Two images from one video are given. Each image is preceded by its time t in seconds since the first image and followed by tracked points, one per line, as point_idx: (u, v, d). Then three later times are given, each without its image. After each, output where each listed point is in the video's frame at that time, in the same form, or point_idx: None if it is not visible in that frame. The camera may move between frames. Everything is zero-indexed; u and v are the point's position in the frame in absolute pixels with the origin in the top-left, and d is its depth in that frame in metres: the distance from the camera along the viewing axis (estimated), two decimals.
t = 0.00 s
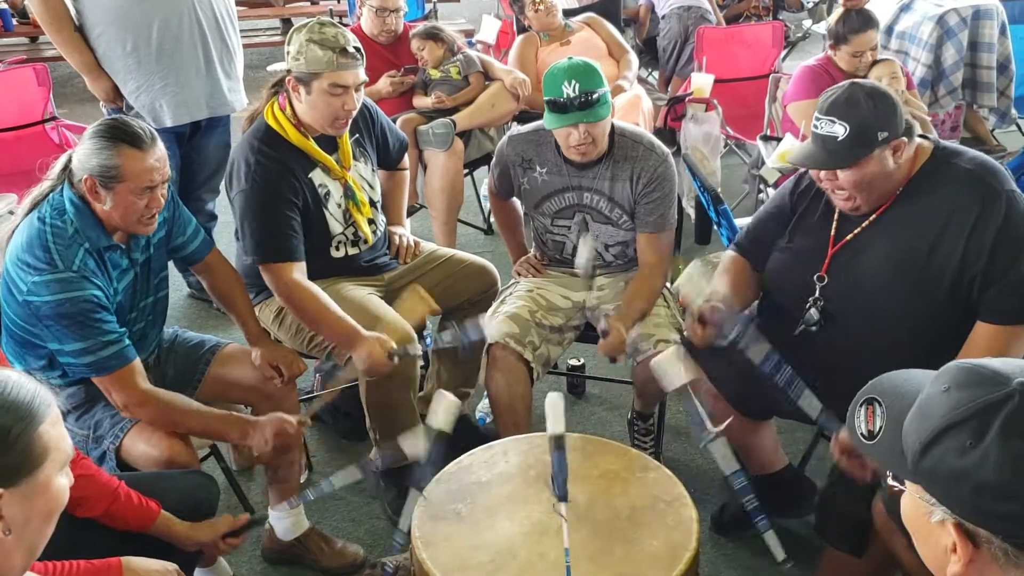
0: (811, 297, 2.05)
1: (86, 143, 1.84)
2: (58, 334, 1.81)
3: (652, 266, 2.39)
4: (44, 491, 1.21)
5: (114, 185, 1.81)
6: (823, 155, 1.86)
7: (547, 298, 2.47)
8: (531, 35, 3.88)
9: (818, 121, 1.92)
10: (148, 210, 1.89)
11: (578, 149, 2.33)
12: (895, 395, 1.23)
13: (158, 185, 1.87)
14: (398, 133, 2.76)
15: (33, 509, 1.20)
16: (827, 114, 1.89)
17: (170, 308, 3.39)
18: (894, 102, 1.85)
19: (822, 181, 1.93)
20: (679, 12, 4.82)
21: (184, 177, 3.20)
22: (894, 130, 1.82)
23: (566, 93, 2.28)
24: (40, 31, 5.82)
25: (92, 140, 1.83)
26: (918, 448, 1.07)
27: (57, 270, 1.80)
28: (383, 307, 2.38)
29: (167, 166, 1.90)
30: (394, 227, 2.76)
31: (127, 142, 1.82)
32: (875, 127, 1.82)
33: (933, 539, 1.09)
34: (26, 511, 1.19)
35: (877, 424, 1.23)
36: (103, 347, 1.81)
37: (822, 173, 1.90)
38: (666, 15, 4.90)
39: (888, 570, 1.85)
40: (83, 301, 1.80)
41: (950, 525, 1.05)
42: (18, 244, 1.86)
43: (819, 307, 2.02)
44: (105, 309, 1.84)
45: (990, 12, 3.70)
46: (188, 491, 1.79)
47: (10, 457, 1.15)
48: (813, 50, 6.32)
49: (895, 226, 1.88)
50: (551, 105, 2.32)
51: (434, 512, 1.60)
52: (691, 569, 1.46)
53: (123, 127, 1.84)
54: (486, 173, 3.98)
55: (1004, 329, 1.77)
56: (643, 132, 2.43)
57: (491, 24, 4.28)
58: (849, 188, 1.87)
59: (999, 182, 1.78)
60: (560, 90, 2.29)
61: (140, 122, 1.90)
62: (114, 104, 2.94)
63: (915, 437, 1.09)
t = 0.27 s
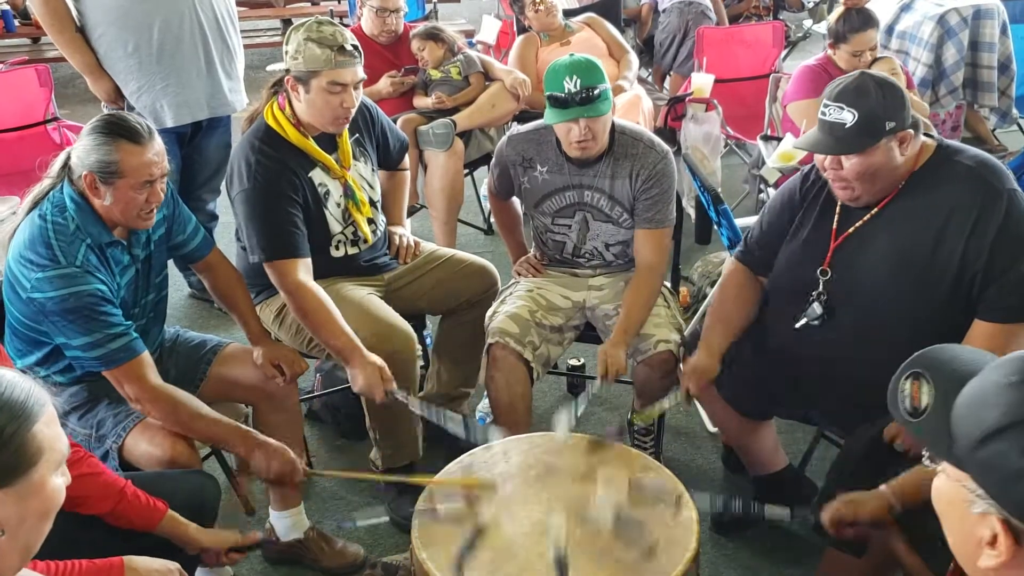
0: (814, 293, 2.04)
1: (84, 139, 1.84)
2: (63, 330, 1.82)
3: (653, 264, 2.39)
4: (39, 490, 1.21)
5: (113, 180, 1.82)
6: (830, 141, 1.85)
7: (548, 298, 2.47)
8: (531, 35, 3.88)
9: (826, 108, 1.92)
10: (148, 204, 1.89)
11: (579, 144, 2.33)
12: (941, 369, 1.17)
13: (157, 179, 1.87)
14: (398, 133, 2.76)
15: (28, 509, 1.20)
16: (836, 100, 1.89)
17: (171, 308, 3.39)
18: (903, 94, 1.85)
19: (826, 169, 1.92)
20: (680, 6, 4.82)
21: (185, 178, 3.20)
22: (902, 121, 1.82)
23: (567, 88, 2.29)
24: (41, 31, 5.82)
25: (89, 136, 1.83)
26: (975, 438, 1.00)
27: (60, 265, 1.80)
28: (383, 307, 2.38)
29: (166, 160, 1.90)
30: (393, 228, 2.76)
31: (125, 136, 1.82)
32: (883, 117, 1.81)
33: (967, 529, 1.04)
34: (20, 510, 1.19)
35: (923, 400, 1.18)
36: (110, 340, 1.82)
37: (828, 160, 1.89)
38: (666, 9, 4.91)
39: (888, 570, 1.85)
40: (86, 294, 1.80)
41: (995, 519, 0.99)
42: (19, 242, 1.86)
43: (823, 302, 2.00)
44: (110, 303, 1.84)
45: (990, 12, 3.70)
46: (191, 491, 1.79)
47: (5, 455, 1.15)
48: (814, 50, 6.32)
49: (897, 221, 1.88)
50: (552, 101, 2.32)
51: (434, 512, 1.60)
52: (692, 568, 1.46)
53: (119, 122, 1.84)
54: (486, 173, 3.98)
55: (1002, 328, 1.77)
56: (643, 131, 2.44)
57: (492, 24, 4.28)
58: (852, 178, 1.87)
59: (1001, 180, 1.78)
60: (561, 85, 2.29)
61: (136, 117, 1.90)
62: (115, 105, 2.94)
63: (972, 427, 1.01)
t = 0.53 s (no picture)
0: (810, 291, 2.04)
1: (80, 136, 1.84)
2: (61, 327, 1.81)
3: (652, 264, 2.40)
4: (30, 486, 1.21)
5: (109, 175, 1.82)
6: (831, 139, 1.86)
7: (546, 298, 2.48)
8: (530, 36, 3.88)
9: (829, 105, 1.92)
10: (145, 199, 1.88)
11: (579, 140, 2.33)
12: (980, 361, 1.05)
13: (154, 173, 1.87)
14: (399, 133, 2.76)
15: (19, 506, 1.20)
16: (839, 98, 1.89)
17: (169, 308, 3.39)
18: (906, 92, 1.85)
19: (827, 167, 1.92)
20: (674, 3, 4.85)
21: (184, 178, 3.20)
22: (903, 119, 1.82)
23: (568, 83, 2.30)
24: (40, 32, 5.82)
25: (85, 132, 1.83)
26: (1010, 431, 0.95)
27: (60, 263, 1.80)
28: (382, 307, 2.38)
29: (162, 154, 1.90)
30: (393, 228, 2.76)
31: (120, 132, 1.83)
32: (886, 115, 1.81)
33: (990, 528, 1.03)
34: (12, 506, 1.19)
35: (953, 393, 1.07)
36: (106, 341, 1.81)
37: (829, 157, 1.89)
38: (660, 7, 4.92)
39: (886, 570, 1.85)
40: (85, 293, 1.80)
41: None
42: (20, 240, 1.86)
43: (819, 298, 2.01)
44: (108, 302, 1.84)
45: (988, 12, 3.71)
46: (188, 491, 1.79)
47: None
48: (812, 50, 6.32)
49: (893, 222, 1.88)
50: (553, 95, 2.32)
51: (433, 511, 1.61)
52: (691, 568, 1.46)
53: (115, 117, 1.85)
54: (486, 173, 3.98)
55: (999, 328, 1.77)
56: (644, 129, 2.43)
57: (491, 24, 4.28)
58: (854, 175, 1.87)
59: (997, 178, 1.78)
60: (562, 79, 2.30)
61: (132, 113, 1.91)
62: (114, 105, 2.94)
63: (1009, 421, 0.95)
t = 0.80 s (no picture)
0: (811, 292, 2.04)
1: (96, 146, 1.84)
2: (62, 330, 1.82)
3: (653, 266, 2.40)
4: (54, 493, 1.21)
5: (121, 192, 1.82)
6: (821, 153, 1.86)
7: (547, 298, 2.48)
8: (531, 35, 3.88)
9: (817, 120, 1.92)
10: (153, 216, 1.89)
11: (581, 148, 2.34)
12: (890, 406, 1.24)
13: (165, 194, 1.87)
14: (398, 132, 2.76)
15: (45, 510, 1.20)
16: (826, 112, 1.89)
17: (170, 308, 3.39)
18: (891, 99, 1.85)
19: (821, 180, 1.92)
20: (674, 6, 4.84)
21: (185, 178, 3.20)
22: (893, 129, 1.82)
23: (570, 91, 2.29)
24: (40, 32, 5.82)
25: (102, 144, 1.83)
26: (919, 444, 1.09)
27: (62, 266, 1.80)
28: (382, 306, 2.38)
29: (176, 174, 1.90)
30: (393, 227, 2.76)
31: (137, 150, 1.82)
32: (873, 128, 1.81)
33: (940, 542, 1.08)
34: (37, 513, 1.19)
35: (875, 435, 1.23)
36: (106, 345, 1.81)
37: (821, 171, 1.89)
38: (661, 9, 4.92)
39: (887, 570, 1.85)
40: (87, 298, 1.81)
41: (958, 520, 1.04)
42: (23, 241, 1.86)
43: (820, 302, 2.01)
44: (108, 307, 1.84)
45: (990, 12, 3.70)
46: (189, 490, 1.79)
47: (25, 457, 1.16)
48: (813, 49, 6.32)
49: (891, 225, 1.88)
50: (554, 102, 2.32)
51: (433, 511, 1.61)
52: (691, 567, 1.46)
53: (133, 134, 1.84)
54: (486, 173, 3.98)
55: (1002, 327, 1.77)
56: (645, 131, 2.43)
57: (491, 24, 4.28)
58: (847, 187, 1.86)
59: (997, 179, 1.78)
60: (564, 87, 2.29)
61: (150, 128, 1.89)
62: (114, 105, 2.94)
63: (916, 434, 1.10)
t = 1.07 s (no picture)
0: (812, 291, 2.04)
1: (81, 139, 1.84)
2: (62, 328, 1.82)
3: (654, 265, 2.40)
4: (31, 487, 1.21)
5: (109, 179, 1.82)
6: (825, 141, 1.86)
7: (547, 298, 2.48)
8: (531, 35, 3.88)
9: (822, 108, 1.92)
10: (145, 203, 1.88)
11: (585, 145, 2.34)
12: (890, 399, 1.23)
13: (154, 177, 1.86)
14: (398, 131, 2.76)
15: (21, 506, 1.20)
16: (831, 100, 1.89)
17: (170, 308, 3.38)
18: (898, 91, 1.85)
19: (822, 169, 1.93)
20: (675, 5, 4.84)
21: (185, 178, 3.20)
22: (897, 120, 1.82)
23: (576, 88, 2.29)
24: (40, 31, 5.81)
25: (85, 135, 1.83)
26: (918, 442, 1.09)
27: (60, 264, 1.80)
28: (381, 306, 2.38)
29: (163, 158, 1.90)
30: (393, 227, 2.76)
31: (120, 135, 1.82)
32: (878, 117, 1.82)
33: (936, 537, 1.08)
34: (13, 507, 1.19)
35: (874, 427, 1.23)
36: (109, 340, 1.82)
37: (824, 160, 1.90)
38: (663, 9, 4.91)
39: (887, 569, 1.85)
40: (86, 294, 1.80)
41: (954, 518, 1.05)
42: (21, 240, 1.86)
43: (821, 300, 2.01)
44: (109, 303, 1.84)
45: (989, 12, 3.70)
46: (191, 490, 1.78)
47: None
48: (813, 50, 6.32)
49: (892, 223, 1.88)
50: (559, 99, 2.32)
51: (434, 510, 1.61)
52: (692, 567, 1.46)
53: (115, 121, 1.84)
54: (486, 173, 3.99)
55: (1003, 326, 1.77)
56: (647, 131, 2.43)
57: (491, 24, 4.28)
58: (850, 176, 1.87)
59: (999, 178, 1.78)
60: (569, 85, 2.29)
61: (134, 116, 1.90)
62: (114, 104, 2.94)
63: (914, 433, 1.10)
